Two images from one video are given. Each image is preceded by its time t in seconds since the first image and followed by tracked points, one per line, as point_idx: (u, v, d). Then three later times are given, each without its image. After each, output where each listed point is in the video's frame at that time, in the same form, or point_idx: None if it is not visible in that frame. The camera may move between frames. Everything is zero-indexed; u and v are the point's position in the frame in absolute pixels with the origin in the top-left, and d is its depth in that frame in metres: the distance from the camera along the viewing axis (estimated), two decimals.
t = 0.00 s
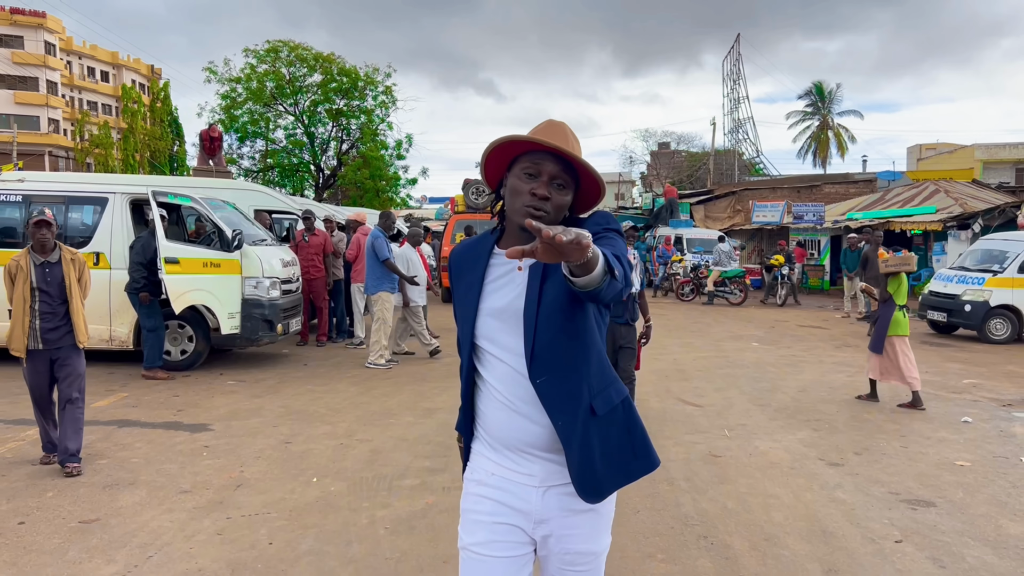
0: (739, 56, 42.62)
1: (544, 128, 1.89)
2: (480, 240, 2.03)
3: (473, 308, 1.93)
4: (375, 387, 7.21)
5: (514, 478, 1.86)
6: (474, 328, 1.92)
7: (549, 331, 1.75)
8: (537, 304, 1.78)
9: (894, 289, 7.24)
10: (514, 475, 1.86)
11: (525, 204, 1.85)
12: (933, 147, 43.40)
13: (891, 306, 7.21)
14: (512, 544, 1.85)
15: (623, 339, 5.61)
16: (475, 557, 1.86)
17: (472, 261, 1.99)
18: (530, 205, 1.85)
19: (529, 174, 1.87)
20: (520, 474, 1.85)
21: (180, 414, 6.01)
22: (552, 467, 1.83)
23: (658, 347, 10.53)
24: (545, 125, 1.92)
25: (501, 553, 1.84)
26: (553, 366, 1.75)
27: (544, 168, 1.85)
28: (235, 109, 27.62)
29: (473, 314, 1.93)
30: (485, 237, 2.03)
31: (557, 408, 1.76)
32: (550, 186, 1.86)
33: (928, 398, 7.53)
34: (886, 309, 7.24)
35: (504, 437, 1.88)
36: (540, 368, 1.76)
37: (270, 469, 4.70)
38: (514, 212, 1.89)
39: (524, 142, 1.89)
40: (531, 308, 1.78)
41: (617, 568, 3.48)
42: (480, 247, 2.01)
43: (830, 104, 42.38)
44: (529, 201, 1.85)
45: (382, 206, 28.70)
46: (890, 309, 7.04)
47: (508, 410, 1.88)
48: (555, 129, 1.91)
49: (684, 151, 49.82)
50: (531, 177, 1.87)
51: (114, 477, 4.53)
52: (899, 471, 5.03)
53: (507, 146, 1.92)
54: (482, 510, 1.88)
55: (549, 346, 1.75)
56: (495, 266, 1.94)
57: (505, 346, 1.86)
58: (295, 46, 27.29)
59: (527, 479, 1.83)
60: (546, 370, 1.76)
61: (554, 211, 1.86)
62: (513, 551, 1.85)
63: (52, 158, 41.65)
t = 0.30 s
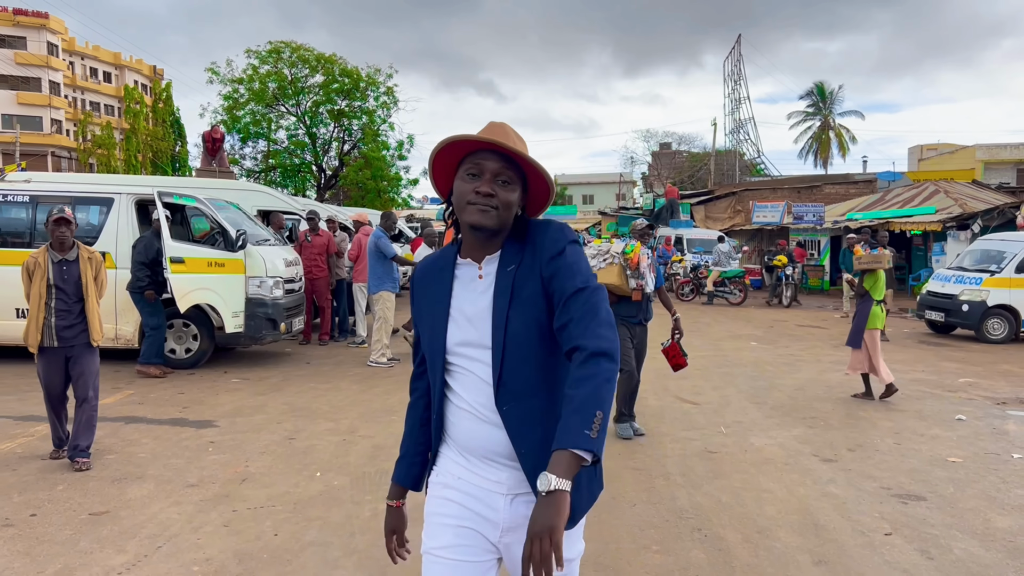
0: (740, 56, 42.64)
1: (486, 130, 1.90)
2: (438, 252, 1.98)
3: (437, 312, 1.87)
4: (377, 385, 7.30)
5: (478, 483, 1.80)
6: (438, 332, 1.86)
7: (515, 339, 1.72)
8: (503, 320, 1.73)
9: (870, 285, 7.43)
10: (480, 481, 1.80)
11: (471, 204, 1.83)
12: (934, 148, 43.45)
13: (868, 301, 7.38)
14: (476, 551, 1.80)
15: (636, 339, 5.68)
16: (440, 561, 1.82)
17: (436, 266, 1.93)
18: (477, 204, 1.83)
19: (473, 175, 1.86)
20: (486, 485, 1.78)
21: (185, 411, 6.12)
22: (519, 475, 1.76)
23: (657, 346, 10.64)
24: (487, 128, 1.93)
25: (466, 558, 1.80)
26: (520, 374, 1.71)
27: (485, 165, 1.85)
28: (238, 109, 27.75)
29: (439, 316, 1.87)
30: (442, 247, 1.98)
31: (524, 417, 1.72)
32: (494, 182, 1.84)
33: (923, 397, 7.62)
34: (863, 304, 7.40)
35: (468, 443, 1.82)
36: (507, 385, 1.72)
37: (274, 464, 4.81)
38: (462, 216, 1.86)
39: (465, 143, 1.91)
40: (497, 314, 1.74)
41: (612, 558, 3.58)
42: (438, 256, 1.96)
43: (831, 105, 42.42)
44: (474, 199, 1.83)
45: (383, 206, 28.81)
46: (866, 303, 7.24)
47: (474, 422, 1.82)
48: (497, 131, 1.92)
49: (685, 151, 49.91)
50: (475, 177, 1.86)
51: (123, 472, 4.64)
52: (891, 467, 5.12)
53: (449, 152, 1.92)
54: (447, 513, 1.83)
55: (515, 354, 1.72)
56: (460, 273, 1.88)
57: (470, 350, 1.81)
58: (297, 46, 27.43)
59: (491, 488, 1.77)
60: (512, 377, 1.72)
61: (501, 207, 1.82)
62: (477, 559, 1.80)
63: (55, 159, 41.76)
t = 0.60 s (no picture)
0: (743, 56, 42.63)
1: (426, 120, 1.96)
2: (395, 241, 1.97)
3: (402, 303, 1.85)
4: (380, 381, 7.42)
5: (447, 473, 1.80)
6: (403, 323, 1.84)
7: (511, 331, 1.79)
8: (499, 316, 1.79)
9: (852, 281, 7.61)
10: (449, 472, 1.80)
11: (432, 191, 1.88)
12: (937, 147, 43.40)
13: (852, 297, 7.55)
14: (450, 541, 1.81)
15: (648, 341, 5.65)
16: (413, 556, 1.82)
17: (395, 256, 1.92)
18: (438, 189, 1.88)
19: (424, 164, 1.91)
20: (463, 471, 1.79)
21: (193, 405, 6.24)
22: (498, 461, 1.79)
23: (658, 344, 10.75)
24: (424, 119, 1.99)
25: (439, 550, 1.81)
26: (511, 364, 1.78)
27: (434, 151, 1.90)
28: (241, 109, 27.89)
29: (405, 307, 1.85)
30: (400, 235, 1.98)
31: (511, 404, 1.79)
32: (448, 163, 1.89)
33: (920, 392, 7.72)
34: (847, 299, 7.55)
35: (439, 433, 1.81)
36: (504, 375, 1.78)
37: (280, 456, 4.92)
38: (424, 205, 1.89)
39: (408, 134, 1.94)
40: (493, 305, 1.79)
41: (609, 545, 3.69)
42: (395, 246, 1.94)
43: (834, 104, 42.40)
44: (433, 186, 1.88)
45: (387, 205, 28.93)
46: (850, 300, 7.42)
47: (450, 411, 1.81)
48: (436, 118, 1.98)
49: (687, 150, 49.99)
50: (428, 166, 1.91)
51: (133, 463, 4.76)
52: (884, 459, 5.22)
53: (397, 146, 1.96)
54: (414, 507, 1.82)
55: (506, 346, 1.78)
56: (426, 264, 1.90)
57: (449, 341, 1.82)
58: (301, 46, 27.58)
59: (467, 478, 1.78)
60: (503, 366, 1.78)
61: (462, 186, 1.88)
62: (453, 542, 1.82)
63: (60, 158, 41.89)
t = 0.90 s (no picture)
0: (746, 54, 42.58)
1: (433, 114, 2.01)
2: (398, 229, 2.00)
3: (412, 294, 1.88)
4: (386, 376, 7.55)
5: (463, 455, 1.86)
6: (415, 310, 1.87)
7: (523, 314, 1.94)
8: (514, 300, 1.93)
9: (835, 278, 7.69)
10: (462, 456, 1.86)
11: (457, 186, 1.95)
12: (940, 145, 43.36)
13: (834, 292, 7.64)
14: (462, 524, 1.87)
15: (663, 337, 5.63)
16: (428, 540, 1.88)
17: (397, 244, 1.95)
18: (462, 184, 1.96)
19: (443, 157, 1.98)
20: (473, 453, 1.86)
21: (203, 399, 6.37)
22: (505, 441, 1.88)
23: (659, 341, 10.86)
24: (427, 113, 2.03)
25: (452, 533, 1.87)
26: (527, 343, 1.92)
27: (453, 145, 1.98)
28: (245, 108, 28.01)
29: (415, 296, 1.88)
30: (403, 224, 2.00)
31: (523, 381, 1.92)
32: (467, 158, 1.98)
33: (918, 388, 7.82)
34: (828, 293, 7.65)
35: (454, 417, 1.86)
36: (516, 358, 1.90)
37: (289, 448, 5.04)
38: (447, 200, 1.96)
39: (420, 130, 1.99)
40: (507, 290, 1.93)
41: (612, 533, 3.81)
42: (400, 236, 1.98)
43: (837, 103, 42.41)
44: (459, 180, 1.95)
45: (390, 204, 29.02)
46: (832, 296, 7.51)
47: (461, 396, 1.86)
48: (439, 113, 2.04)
49: (690, 149, 50.04)
50: (447, 161, 1.98)
51: (146, 455, 4.88)
52: (881, 452, 5.33)
53: (410, 144, 2.00)
54: (427, 494, 1.87)
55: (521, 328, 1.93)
56: (433, 252, 1.96)
57: (460, 325, 1.89)
58: (304, 46, 27.71)
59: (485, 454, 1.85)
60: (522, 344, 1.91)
61: (482, 178, 1.99)
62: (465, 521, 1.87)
63: (64, 157, 42.02)
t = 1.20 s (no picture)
0: (747, 51, 42.55)
1: (461, 117, 1.83)
2: (434, 235, 1.82)
3: (463, 296, 1.74)
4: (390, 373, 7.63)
5: (478, 460, 1.76)
6: (472, 314, 1.73)
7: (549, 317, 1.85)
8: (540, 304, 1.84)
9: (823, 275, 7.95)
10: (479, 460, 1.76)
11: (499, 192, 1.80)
12: (941, 142, 43.36)
13: (821, 291, 7.92)
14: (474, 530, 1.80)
15: (684, 340, 5.48)
16: (439, 542, 1.81)
17: (437, 250, 1.79)
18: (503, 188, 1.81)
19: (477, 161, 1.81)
20: (488, 458, 1.76)
21: (211, 395, 6.46)
22: (520, 446, 1.80)
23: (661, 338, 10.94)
24: (453, 117, 1.86)
25: (461, 538, 1.80)
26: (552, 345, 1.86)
27: (487, 148, 1.81)
28: (247, 106, 28.10)
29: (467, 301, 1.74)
30: (438, 231, 1.83)
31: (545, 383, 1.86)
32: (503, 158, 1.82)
33: (917, 384, 7.91)
34: (816, 290, 7.91)
35: (478, 421, 1.76)
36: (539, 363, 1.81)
37: (297, 443, 5.13)
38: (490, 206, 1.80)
39: (453, 139, 1.81)
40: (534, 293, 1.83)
41: (614, 524, 3.89)
42: (439, 241, 1.81)
43: (838, 100, 42.41)
44: (500, 185, 1.79)
45: (392, 202, 29.10)
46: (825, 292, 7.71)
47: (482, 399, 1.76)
48: (464, 116, 1.86)
49: (691, 146, 50.06)
50: (484, 165, 1.81)
51: (157, 450, 4.98)
52: (879, 446, 5.42)
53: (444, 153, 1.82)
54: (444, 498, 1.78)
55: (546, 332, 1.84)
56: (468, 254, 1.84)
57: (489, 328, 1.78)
58: (306, 44, 27.78)
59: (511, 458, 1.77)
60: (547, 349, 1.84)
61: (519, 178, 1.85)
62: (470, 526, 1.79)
63: (68, 155, 42.13)
